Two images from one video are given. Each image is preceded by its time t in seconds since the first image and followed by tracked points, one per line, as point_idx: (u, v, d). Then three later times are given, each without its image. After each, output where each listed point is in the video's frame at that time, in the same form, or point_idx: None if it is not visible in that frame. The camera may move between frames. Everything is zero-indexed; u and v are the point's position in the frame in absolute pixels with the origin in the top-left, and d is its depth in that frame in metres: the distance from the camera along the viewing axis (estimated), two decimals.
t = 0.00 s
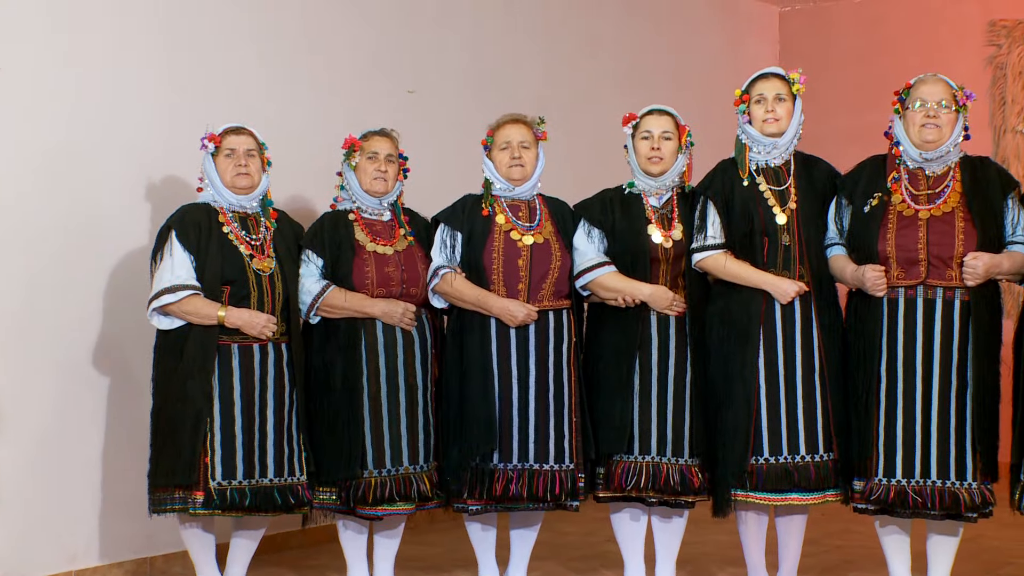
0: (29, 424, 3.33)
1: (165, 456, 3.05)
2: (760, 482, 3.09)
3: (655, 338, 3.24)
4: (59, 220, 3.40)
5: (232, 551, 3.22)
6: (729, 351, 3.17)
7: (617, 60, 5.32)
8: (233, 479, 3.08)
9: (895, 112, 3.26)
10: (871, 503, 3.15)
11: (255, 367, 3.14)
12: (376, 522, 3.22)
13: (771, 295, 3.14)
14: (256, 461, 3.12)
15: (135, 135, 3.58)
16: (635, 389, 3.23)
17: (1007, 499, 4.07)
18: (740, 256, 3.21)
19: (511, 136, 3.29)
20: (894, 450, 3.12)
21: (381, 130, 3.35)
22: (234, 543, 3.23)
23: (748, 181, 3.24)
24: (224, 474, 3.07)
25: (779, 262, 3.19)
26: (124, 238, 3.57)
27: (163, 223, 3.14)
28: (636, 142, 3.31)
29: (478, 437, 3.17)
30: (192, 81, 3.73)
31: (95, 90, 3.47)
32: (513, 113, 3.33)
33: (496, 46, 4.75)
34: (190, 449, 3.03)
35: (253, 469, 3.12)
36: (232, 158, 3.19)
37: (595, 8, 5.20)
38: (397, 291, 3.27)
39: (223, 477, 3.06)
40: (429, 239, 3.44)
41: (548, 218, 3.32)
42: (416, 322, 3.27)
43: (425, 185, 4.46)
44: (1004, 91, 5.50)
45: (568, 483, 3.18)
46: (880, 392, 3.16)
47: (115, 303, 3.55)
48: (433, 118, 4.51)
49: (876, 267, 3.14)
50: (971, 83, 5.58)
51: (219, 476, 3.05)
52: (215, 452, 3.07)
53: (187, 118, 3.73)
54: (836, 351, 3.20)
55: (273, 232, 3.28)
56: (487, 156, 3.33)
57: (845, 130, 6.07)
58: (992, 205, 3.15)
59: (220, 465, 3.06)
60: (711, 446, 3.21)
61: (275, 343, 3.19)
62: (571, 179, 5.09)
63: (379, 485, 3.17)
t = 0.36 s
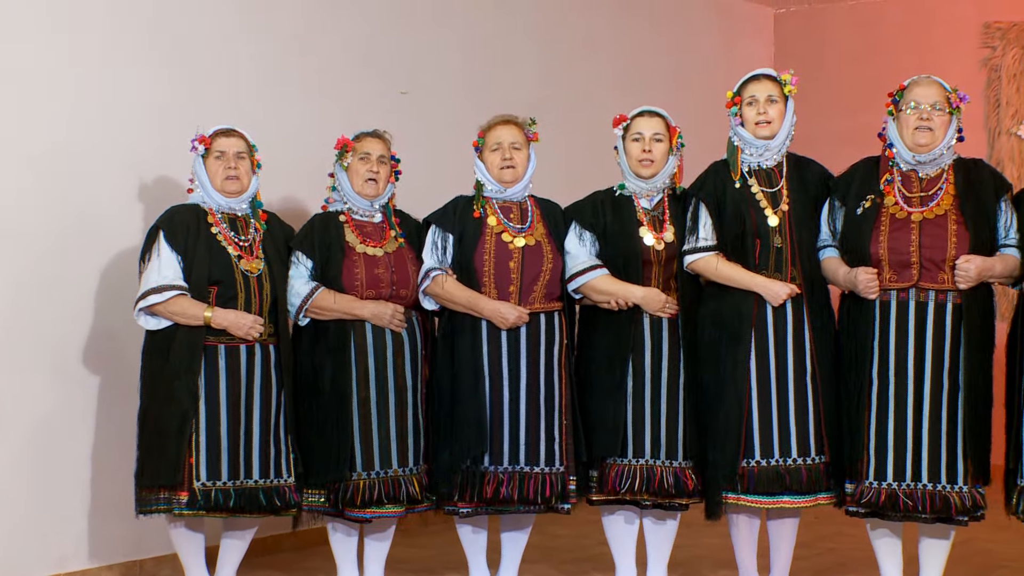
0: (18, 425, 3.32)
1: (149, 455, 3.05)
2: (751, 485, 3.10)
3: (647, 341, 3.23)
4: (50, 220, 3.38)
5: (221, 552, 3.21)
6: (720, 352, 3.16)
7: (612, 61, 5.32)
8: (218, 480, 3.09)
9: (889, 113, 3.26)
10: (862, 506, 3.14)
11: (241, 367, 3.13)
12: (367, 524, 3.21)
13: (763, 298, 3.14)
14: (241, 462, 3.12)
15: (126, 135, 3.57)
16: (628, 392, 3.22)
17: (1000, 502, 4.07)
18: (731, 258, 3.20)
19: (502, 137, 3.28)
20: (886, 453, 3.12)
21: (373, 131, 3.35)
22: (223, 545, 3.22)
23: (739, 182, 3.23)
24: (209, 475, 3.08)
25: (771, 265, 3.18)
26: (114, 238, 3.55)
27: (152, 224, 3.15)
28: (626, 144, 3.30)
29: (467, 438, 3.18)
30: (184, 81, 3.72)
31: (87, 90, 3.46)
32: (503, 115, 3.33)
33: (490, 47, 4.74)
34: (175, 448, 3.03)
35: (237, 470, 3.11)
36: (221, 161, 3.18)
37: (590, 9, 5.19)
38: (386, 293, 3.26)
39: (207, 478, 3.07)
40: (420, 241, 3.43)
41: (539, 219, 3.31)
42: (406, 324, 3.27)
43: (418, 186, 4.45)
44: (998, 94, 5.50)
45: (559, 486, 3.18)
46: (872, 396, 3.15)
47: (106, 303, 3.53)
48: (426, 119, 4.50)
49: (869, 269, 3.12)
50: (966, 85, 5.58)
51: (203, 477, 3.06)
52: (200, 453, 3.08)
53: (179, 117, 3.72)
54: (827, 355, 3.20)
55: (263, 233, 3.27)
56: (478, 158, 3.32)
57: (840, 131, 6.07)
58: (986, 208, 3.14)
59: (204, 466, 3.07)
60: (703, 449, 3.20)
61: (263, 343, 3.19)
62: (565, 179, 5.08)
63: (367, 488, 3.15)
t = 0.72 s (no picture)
0: (8, 427, 3.30)
1: (139, 455, 3.05)
2: (743, 486, 3.09)
3: (640, 342, 3.22)
4: (40, 221, 3.36)
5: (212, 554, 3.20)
6: (712, 352, 3.16)
7: (606, 62, 5.30)
8: (207, 481, 3.07)
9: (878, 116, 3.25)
10: (856, 508, 3.12)
11: (231, 368, 3.12)
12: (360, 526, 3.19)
13: (755, 298, 3.13)
14: (231, 463, 3.11)
15: (117, 136, 3.55)
16: (621, 392, 3.21)
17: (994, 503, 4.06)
18: (723, 259, 3.20)
19: (495, 138, 3.27)
20: (879, 454, 3.11)
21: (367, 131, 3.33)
22: (214, 547, 3.20)
23: (733, 183, 3.21)
24: (197, 476, 3.06)
25: (763, 266, 3.16)
26: (105, 239, 3.53)
27: (142, 224, 3.13)
28: (618, 145, 3.29)
29: (456, 441, 3.16)
30: (175, 81, 3.70)
31: (77, 91, 3.44)
32: (494, 115, 3.32)
33: (484, 48, 4.72)
34: (163, 447, 3.03)
35: (228, 471, 3.10)
36: (211, 161, 3.17)
37: (584, 10, 5.18)
38: (381, 294, 3.25)
39: (196, 479, 3.06)
40: (412, 242, 3.42)
41: (532, 220, 3.30)
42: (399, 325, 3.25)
43: (410, 186, 4.43)
44: (993, 95, 5.51)
45: (549, 489, 3.16)
46: (866, 397, 3.14)
47: (96, 304, 3.52)
48: (419, 120, 4.48)
49: (862, 270, 3.12)
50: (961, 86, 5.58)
51: (192, 477, 3.05)
52: (189, 453, 3.06)
53: (170, 117, 3.70)
54: (820, 356, 3.18)
55: (254, 234, 3.25)
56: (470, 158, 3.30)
57: (834, 132, 6.06)
58: (979, 209, 3.13)
59: (193, 466, 3.06)
60: (697, 450, 3.19)
61: (253, 344, 3.17)
62: (558, 180, 5.07)
63: (363, 489, 3.13)
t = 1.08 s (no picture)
0: None
1: (136, 457, 3.03)
2: (735, 487, 3.09)
3: (633, 344, 3.21)
4: (30, 221, 3.35)
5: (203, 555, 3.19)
6: (705, 353, 3.15)
7: (601, 62, 5.30)
8: (208, 482, 3.06)
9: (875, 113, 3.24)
10: (848, 509, 3.11)
11: (228, 368, 3.11)
12: (350, 527, 3.18)
13: (747, 299, 3.12)
14: (230, 464, 3.10)
15: (107, 135, 3.54)
16: (614, 393, 3.20)
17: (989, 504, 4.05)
18: (716, 259, 3.19)
19: (487, 138, 3.26)
20: (872, 456, 3.10)
21: (354, 131, 3.32)
22: (205, 549, 3.19)
23: (725, 183, 3.20)
24: (198, 477, 3.06)
25: (756, 267, 3.16)
26: (95, 240, 3.52)
27: (134, 226, 3.11)
28: (609, 145, 3.28)
29: (449, 444, 3.16)
30: (165, 81, 3.69)
31: (67, 91, 3.43)
32: (488, 115, 3.30)
33: (477, 47, 4.71)
34: (163, 450, 3.01)
35: (228, 472, 3.09)
36: (203, 159, 3.15)
37: (579, 10, 5.18)
38: (370, 294, 3.23)
39: (198, 480, 3.05)
40: (404, 241, 3.40)
41: (524, 220, 3.29)
42: (390, 325, 3.23)
43: (403, 187, 4.43)
44: (989, 95, 5.51)
45: (540, 490, 3.16)
46: (859, 398, 3.13)
47: (88, 305, 3.51)
48: (413, 120, 4.48)
49: (855, 270, 3.11)
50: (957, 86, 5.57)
51: (194, 479, 3.04)
52: (189, 454, 3.05)
53: (163, 118, 3.69)
54: (813, 356, 3.17)
55: (247, 233, 3.25)
56: (462, 158, 3.29)
57: (829, 132, 6.06)
58: (973, 209, 3.12)
59: (194, 468, 3.05)
60: (689, 450, 3.18)
61: (249, 344, 3.17)
62: (553, 180, 5.07)
63: (353, 490, 3.12)
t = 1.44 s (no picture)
0: None
1: (127, 465, 2.99)
2: (725, 493, 3.07)
3: (623, 348, 3.19)
4: (17, 227, 3.34)
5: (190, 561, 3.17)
6: (694, 359, 3.14)
7: (593, 66, 5.29)
8: (203, 489, 3.04)
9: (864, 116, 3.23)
10: (838, 514, 3.10)
11: (221, 372, 3.10)
12: (338, 533, 3.17)
13: (736, 304, 3.11)
14: (223, 468, 3.09)
15: (93, 140, 3.53)
16: (604, 399, 3.18)
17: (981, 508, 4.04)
18: (705, 263, 3.18)
19: (475, 142, 3.25)
20: (862, 461, 3.09)
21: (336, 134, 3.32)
22: (193, 555, 3.17)
23: (713, 187, 3.19)
24: (194, 484, 3.04)
25: (745, 271, 3.14)
26: (82, 245, 3.51)
27: (122, 231, 3.08)
28: (596, 150, 3.27)
29: (437, 448, 3.14)
30: (152, 85, 3.68)
31: (54, 96, 3.42)
32: (476, 119, 3.30)
33: (468, 51, 4.70)
34: (158, 458, 2.98)
35: (221, 478, 3.08)
36: (190, 164, 3.14)
37: (571, 14, 5.17)
38: (358, 298, 3.22)
39: (193, 487, 3.03)
40: (392, 244, 3.40)
41: (512, 224, 3.28)
42: (377, 330, 3.22)
43: (393, 191, 4.42)
44: (982, 99, 5.51)
45: (529, 496, 3.15)
46: (848, 403, 3.12)
47: (75, 310, 3.49)
48: (403, 124, 4.48)
49: (845, 273, 3.10)
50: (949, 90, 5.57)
51: (189, 485, 3.02)
52: (183, 461, 3.03)
53: (151, 123, 3.69)
54: (802, 364, 3.16)
55: (234, 238, 3.23)
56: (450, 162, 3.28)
57: (822, 136, 6.05)
58: (961, 213, 3.13)
59: (189, 475, 3.03)
60: (678, 455, 3.17)
61: (240, 349, 3.15)
62: (545, 185, 5.06)
63: (341, 495, 3.11)
